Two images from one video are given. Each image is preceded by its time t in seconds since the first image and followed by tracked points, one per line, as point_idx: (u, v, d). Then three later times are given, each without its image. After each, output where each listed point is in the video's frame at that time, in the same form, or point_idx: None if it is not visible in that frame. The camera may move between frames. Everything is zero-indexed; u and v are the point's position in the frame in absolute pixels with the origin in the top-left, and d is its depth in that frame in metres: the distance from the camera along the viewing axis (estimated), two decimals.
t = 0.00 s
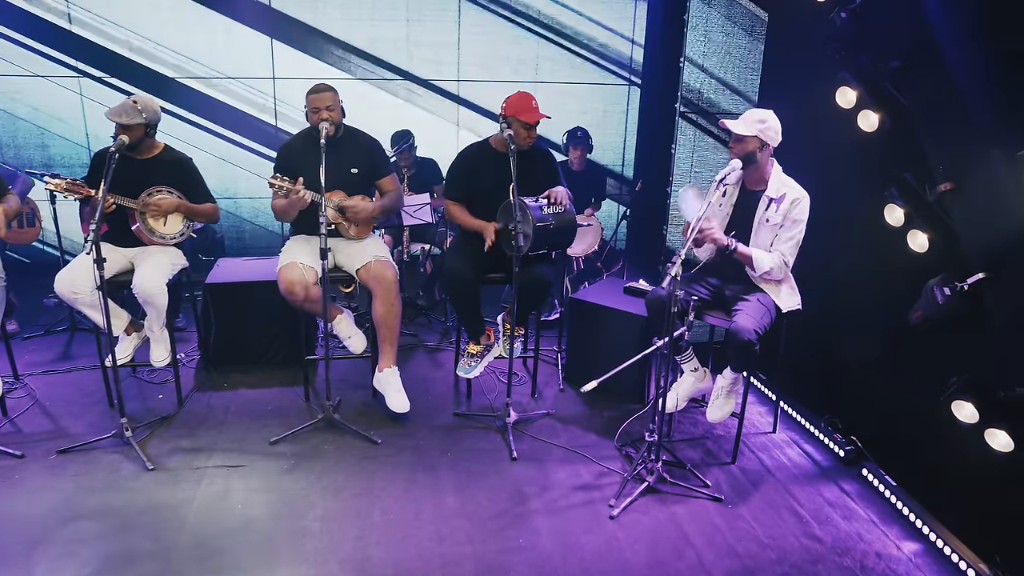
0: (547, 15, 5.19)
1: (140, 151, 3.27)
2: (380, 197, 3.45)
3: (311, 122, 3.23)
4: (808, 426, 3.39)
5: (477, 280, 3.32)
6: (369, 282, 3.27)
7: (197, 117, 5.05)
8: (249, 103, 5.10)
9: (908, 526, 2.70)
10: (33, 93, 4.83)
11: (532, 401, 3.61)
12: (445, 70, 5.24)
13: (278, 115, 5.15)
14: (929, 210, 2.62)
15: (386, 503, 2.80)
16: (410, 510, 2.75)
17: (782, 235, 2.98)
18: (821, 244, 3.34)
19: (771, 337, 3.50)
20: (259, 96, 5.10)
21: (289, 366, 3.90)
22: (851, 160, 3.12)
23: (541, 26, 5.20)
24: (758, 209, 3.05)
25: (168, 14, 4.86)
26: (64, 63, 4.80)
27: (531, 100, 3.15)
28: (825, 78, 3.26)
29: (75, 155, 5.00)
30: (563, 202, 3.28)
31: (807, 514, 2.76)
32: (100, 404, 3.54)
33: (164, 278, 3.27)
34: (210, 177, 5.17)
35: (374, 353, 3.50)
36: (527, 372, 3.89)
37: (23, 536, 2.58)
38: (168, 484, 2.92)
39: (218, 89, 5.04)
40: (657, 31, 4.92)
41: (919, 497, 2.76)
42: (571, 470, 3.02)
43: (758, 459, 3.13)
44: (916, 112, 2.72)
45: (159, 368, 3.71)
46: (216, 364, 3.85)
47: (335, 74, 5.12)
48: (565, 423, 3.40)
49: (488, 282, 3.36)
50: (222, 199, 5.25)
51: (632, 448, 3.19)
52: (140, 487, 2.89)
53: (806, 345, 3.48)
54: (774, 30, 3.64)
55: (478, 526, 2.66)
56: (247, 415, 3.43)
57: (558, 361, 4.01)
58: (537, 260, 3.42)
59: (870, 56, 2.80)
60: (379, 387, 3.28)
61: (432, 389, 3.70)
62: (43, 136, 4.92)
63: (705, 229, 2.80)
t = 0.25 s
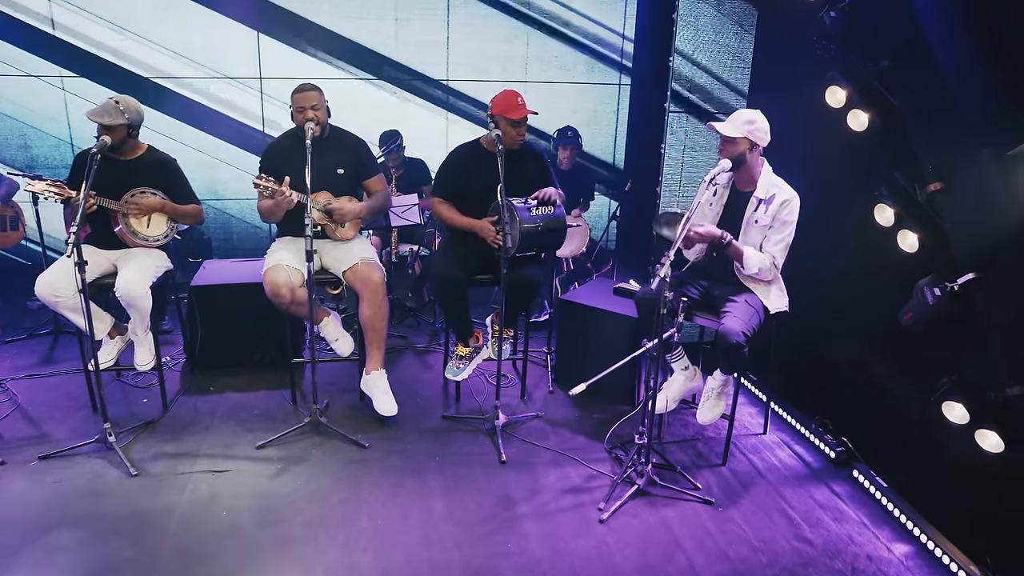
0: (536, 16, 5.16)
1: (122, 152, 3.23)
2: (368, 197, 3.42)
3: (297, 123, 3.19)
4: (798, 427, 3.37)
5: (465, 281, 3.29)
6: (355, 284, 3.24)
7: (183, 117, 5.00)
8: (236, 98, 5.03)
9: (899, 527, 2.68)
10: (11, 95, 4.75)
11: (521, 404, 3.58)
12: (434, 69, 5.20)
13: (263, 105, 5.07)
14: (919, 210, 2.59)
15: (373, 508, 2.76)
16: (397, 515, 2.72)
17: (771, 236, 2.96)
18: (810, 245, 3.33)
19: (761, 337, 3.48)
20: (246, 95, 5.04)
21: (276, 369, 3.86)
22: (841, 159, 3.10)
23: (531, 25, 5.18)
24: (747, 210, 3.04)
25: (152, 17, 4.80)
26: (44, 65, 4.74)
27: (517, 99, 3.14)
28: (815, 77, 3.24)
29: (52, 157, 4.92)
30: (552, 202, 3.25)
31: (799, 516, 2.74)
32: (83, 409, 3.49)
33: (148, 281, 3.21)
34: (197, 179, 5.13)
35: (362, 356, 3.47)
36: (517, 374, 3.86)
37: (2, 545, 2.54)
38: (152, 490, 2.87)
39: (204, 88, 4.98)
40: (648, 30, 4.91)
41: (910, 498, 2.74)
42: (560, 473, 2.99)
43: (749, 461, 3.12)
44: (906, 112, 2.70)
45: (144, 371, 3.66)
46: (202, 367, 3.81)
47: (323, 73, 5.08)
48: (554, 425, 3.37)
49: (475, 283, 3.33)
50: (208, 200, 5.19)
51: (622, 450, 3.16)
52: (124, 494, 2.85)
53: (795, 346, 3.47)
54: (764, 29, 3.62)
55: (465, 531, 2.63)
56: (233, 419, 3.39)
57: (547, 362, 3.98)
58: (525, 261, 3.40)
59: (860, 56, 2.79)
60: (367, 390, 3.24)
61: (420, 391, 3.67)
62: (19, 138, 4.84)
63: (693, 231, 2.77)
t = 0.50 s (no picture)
0: (535, 16, 5.14)
1: (118, 155, 3.21)
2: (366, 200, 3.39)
3: (293, 125, 3.17)
4: (800, 429, 3.33)
5: (464, 284, 3.27)
6: (354, 288, 3.22)
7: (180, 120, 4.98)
8: (233, 94, 5.00)
9: (905, 534, 2.64)
10: (7, 102, 4.75)
11: (521, 407, 3.56)
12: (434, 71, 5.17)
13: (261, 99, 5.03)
14: (922, 212, 2.56)
15: (372, 513, 2.74)
16: (396, 521, 2.69)
17: (772, 239, 2.94)
18: (812, 247, 3.30)
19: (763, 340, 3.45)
20: (244, 97, 5.02)
21: (274, 373, 3.84)
22: (843, 159, 3.07)
23: (531, 26, 5.15)
24: (748, 212, 3.02)
25: (148, 24, 4.79)
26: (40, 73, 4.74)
27: (516, 98, 3.10)
28: (815, 77, 3.21)
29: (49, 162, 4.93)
30: (554, 207, 3.18)
31: (801, 521, 2.70)
32: (81, 413, 3.47)
33: (146, 284, 3.19)
34: (196, 181, 5.11)
35: (361, 359, 3.45)
36: (516, 377, 3.83)
37: None
38: (149, 496, 2.85)
39: (201, 91, 4.96)
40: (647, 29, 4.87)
41: (916, 504, 2.70)
42: (560, 478, 2.96)
43: (751, 465, 3.08)
44: (908, 112, 2.67)
45: (142, 375, 3.64)
46: (200, 371, 3.79)
47: (322, 75, 5.05)
48: (554, 429, 3.35)
49: (474, 286, 3.30)
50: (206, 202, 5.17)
51: (623, 454, 3.13)
52: (120, 499, 2.83)
53: (797, 349, 3.44)
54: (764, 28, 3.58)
55: (464, 537, 2.60)
56: (231, 423, 3.36)
57: (547, 365, 3.95)
58: (524, 264, 3.38)
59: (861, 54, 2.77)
60: (366, 394, 3.22)
61: (419, 395, 3.65)
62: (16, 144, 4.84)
63: (690, 241, 2.73)
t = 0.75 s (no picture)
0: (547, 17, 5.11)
1: (127, 155, 3.20)
2: (374, 201, 3.38)
3: (301, 126, 3.16)
4: (811, 435, 3.29)
5: (473, 285, 3.25)
6: (361, 289, 3.20)
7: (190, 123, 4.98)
8: (243, 92, 4.99)
9: (917, 543, 2.59)
10: (19, 103, 4.74)
11: (529, 411, 3.53)
12: (444, 72, 5.16)
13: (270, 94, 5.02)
14: (938, 216, 2.53)
15: (377, 517, 2.72)
16: (401, 525, 2.67)
17: (783, 239, 2.89)
18: (824, 251, 3.26)
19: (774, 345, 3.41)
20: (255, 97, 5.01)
21: (282, 374, 3.83)
22: (858, 162, 3.02)
23: (542, 27, 5.12)
24: (760, 213, 2.98)
25: (159, 27, 4.79)
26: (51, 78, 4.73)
27: (533, 98, 3.10)
28: (829, 78, 3.16)
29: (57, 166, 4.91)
30: (563, 207, 3.18)
31: (812, 529, 2.67)
32: (88, 413, 3.47)
33: (153, 285, 3.18)
34: (206, 181, 5.11)
35: (368, 361, 3.43)
36: (525, 380, 3.80)
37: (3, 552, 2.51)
38: (155, 497, 2.84)
39: (211, 91, 4.96)
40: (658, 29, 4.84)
41: (929, 513, 2.65)
42: (568, 483, 2.94)
43: (761, 471, 3.05)
44: (923, 113, 2.62)
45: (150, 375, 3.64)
46: (208, 371, 3.78)
47: (332, 76, 5.05)
48: (563, 433, 3.32)
49: (483, 288, 3.28)
50: (215, 202, 5.17)
51: (631, 459, 3.10)
52: (127, 500, 2.82)
53: (808, 354, 3.40)
54: (778, 30, 3.54)
55: (471, 542, 2.58)
56: (238, 424, 3.35)
57: (556, 368, 3.93)
58: (532, 266, 3.36)
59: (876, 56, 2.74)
60: (372, 396, 3.18)
61: (427, 397, 3.63)
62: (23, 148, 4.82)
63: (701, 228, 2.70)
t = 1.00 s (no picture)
0: (558, 17, 5.08)
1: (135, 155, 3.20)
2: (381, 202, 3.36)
3: (309, 127, 3.15)
4: (821, 441, 3.24)
5: (480, 288, 3.22)
6: (367, 290, 3.19)
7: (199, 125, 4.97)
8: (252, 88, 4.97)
9: (929, 552, 2.54)
10: (30, 103, 4.76)
11: (536, 414, 3.50)
12: (454, 72, 5.13)
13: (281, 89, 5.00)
14: (951, 219, 2.49)
15: (381, 521, 2.70)
16: (405, 530, 2.65)
17: (793, 244, 2.84)
18: (835, 255, 3.22)
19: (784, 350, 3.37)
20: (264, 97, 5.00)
21: (289, 375, 3.82)
22: (870, 164, 2.98)
23: (552, 27, 5.09)
24: (770, 217, 2.94)
25: (168, 26, 4.79)
26: (60, 83, 4.76)
27: (543, 100, 3.06)
28: (842, 79, 3.12)
29: (64, 169, 4.92)
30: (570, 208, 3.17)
31: (822, 537, 2.63)
32: (95, 413, 3.47)
33: (159, 285, 3.17)
34: (214, 181, 5.10)
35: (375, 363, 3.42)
36: (532, 383, 3.78)
37: (6, 553, 2.51)
38: (159, 498, 2.83)
39: (221, 91, 4.95)
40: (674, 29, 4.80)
41: (942, 523, 2.60)
42: (574, 488, 2.91)
43: (771, 477, 3.01)
44: (937, 115, 2.58)
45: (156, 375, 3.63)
46: (214, 371, 3.77)
47: (341, 76, 5.03)
48: (570, 437, 3.29)
49: (490, 290, 3.26)
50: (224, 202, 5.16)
51: (639, 464, 3.07)
52: (131, 502, 2.81)
53: (818, 360, 3.36)
54: (791, 30, 3.49)
55: (475, 548, 2.55)
56: (244, 425, 3.34)
57: (564, 371, 3.90)
58: (540, 268, 3.33)
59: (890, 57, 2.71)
60: (378, 399, 3.17)
61: (433, 399, 3.61)
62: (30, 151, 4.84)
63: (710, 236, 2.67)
